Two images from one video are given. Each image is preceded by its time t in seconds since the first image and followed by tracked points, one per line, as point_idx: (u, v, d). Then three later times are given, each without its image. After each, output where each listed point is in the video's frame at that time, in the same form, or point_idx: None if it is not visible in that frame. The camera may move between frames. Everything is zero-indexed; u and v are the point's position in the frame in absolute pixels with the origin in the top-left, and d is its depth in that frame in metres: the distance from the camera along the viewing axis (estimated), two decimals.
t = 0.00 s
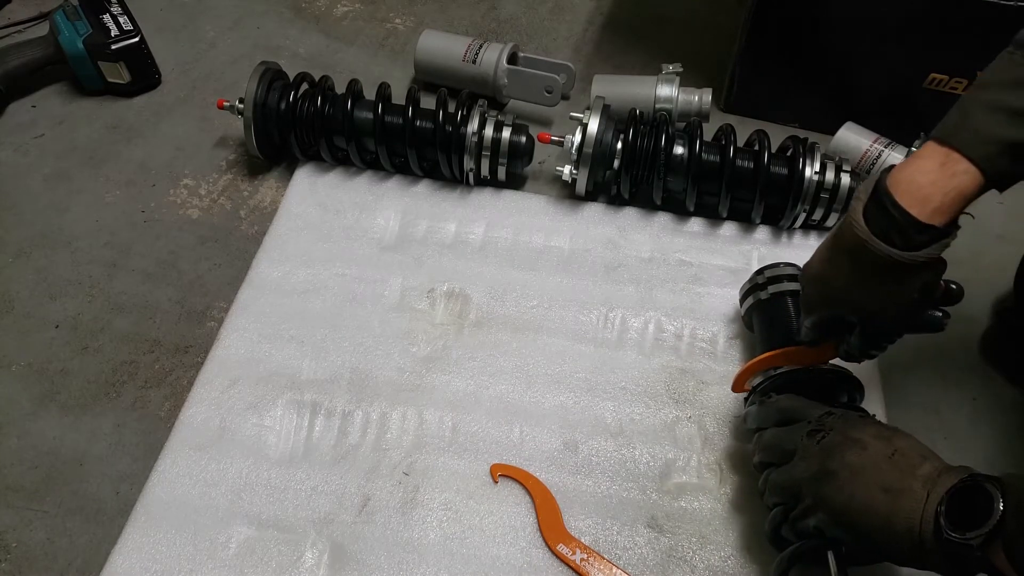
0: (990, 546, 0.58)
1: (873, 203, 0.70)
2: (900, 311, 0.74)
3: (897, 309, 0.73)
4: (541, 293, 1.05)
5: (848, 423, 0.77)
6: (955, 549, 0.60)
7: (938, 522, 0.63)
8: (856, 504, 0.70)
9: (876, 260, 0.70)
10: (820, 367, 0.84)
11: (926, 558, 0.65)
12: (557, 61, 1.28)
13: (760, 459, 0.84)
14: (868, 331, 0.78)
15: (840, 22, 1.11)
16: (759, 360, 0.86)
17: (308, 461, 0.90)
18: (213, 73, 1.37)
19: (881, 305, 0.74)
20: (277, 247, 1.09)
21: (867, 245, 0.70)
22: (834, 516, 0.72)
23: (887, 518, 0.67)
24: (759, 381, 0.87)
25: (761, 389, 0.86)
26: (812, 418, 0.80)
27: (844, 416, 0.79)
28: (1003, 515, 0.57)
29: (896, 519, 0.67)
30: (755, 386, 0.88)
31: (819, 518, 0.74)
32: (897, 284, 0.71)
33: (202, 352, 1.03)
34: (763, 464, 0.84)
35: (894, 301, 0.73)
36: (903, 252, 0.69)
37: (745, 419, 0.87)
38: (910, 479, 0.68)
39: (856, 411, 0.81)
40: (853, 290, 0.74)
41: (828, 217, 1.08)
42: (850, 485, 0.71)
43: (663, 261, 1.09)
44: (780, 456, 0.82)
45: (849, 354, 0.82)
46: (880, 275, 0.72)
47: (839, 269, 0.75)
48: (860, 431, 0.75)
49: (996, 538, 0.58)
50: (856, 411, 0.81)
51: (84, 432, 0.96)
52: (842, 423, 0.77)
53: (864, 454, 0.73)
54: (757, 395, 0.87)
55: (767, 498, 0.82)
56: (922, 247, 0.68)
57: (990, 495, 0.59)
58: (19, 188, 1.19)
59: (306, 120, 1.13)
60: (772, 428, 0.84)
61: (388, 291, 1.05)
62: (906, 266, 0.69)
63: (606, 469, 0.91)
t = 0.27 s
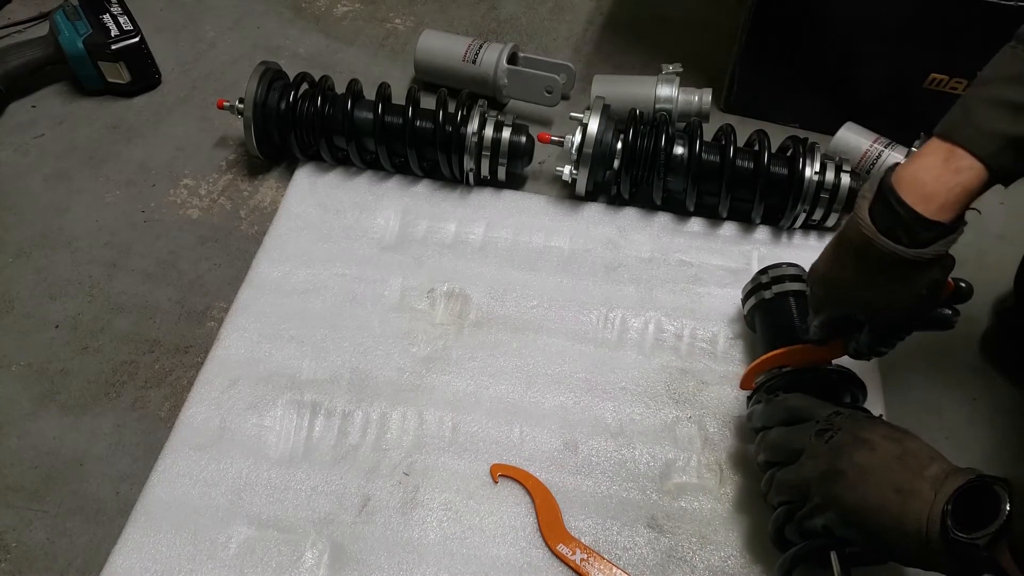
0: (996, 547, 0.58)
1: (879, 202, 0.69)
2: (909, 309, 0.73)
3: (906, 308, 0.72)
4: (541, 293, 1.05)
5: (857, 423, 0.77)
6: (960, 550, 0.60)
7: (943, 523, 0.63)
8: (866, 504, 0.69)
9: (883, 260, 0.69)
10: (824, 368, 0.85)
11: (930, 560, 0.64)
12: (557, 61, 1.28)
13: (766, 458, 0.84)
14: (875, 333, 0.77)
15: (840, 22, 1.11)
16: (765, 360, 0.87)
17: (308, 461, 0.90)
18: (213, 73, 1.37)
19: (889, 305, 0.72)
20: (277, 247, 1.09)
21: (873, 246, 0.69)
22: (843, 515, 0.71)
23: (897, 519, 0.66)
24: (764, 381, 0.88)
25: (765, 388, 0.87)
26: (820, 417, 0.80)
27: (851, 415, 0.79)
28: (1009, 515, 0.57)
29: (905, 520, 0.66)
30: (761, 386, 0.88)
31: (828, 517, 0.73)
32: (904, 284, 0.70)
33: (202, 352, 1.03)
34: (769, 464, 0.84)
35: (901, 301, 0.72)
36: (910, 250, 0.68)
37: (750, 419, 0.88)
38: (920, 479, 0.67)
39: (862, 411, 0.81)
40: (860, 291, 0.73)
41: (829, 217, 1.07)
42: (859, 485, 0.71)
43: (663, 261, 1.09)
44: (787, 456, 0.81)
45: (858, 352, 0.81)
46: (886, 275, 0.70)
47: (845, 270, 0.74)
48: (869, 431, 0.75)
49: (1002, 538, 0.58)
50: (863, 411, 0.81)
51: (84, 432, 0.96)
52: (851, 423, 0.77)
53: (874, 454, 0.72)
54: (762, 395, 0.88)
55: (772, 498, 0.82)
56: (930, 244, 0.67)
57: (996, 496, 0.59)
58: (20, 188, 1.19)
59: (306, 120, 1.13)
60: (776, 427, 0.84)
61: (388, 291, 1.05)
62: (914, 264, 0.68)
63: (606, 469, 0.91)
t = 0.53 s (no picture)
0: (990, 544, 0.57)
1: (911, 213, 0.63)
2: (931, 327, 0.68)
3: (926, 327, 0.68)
4: (541, 293, 1.05)
5: (854, 422, 0.77)
6: (954, 547, 0.59)
7: (937, 520, 0.62)
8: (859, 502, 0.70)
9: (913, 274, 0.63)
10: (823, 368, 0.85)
11: (925, 558, 0.64)
12: (557, 62, 1.28)
13: (765, 458, 0.84)
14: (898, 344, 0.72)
15: (839, 22, 1.11)
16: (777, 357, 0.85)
17: (308, 461, 0.90)
18: (213, 73, 1.37)
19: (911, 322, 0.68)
20: (277, 247, 1.09)
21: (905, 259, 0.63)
22: (838, 514, 0.72)
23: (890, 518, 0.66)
24: (765, 380, 0.88)
25: (767, 387, 0.88)
26: (817, 417, 0.80)
27: (849, 414, 0.78)
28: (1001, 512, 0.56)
29: (898, 518, 0.66)
30: (762, 387, 0.89)
31: (823, 517, 0.74)
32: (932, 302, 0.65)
33: (202, 352, 1.03)
34: (768, 463, 0.84)
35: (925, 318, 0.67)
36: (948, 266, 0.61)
37: (750, 419, 0.88)
38: (913, 478, 0.67)
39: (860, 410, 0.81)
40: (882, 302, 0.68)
41: (829, 217, 1.07)
42: (853, 484, 0.71)
43: (663, 261, 1.09)
44: (786, 455, 0.82)
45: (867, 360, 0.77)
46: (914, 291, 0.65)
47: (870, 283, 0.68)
48: (864, 429, 0.75)
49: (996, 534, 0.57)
50: (861, 410, 0.81)
51: (84, 432, 0.96)
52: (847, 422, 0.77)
53: (869, 452, 0.72)
54: (762, 394, 0.88)
55: (771, 498, 0.82)
56: (969, 261, 0.61)
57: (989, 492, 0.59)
58: (19, 189, 1.19)
59: (306, 120, 1.13)
60: (776, 427, 0.85)
61: (388, 291, 1.05)
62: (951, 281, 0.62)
63: (606, 469, 0.91)
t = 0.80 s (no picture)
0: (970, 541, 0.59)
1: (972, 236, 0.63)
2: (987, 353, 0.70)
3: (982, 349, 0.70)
4: (541, 293, 1.05)
5: (833, 421, 0.77)
6: (934, 544, 0.61)
7: (919, 518, 0.64)
8: (838, 502, 0.71)
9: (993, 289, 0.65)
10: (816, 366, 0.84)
11: (907, 555, 0.66)
12: (557, 61, 1.28)
13: (750, 459, 0.84)
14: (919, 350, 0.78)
15: (839, 22, 1.11)
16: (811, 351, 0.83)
17: (308, 461, 0.90)
18: (213, 73, 1.37)
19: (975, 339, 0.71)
20: (277, 247, 1.09)
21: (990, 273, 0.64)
22: (816, 515, 0.72)
23: (869, 516, 0.68)
24: (755, 381, 0.88)
25: (754, 389, 0.87)
26: (797, 418, 0.80)
27: (831, 415, 0.78)
28: (981, 509, 0.58)
29: (877, 517, 0.68)
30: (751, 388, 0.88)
31: (803, 518, 0.74)
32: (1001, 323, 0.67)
33: (202, 352, 1.03)
34: (755, 465, 0.84)
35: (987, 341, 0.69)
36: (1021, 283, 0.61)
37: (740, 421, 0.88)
38: (890, 476, 0.69)
39: (844, 410, 0.80)
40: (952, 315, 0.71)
41: (829, 217, 1.07)
42: (829, 484, 0.72)
43: (663, 261, 1.09)
44: (771, 457, 0.81)
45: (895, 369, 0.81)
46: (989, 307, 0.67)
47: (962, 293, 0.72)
48: (843, 430, 0.75)
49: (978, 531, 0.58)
50: (845, 411, 0.80)
51: (84, 432, 0.96)
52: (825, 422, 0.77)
53: (846, 452, 0.73)
54: (750, 396, 0.88)
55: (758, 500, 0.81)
56: None
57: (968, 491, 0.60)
58: (19, 189, 1.19)
59: (306, 120, 1.13)
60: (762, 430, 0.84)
61: (388, 291, 1.05)
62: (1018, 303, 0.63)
63: (606, 469, 0.91)
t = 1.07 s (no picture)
0: (962, 542, 0.58)
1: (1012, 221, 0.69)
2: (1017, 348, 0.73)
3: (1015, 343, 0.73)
4: (541, 293, 1.05)
5: (823, 423, 0.77)
6: (927, 545, 0.61)
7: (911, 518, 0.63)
8: (829, 503, 0.71)
9: None
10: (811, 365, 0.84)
11: (899, 556, 0.66)
12: (557, 61, 1.28)
13: (744, 461, 0.84)
14: (943, 357, 0.82)
15: (840, 22, 1.11)
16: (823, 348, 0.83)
17: (308, 461, 0.90)
18: (213, 73, 1.37)
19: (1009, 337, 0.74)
20: (277, 247, 1.09)
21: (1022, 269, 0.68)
22: (808, 516, 0.72)
23: (860, 518, 0.68)
24: (749, 381, 0.88)
25: (747, 390, 0.88)
26: (789, 419, 0.80)
27: (821, 417, 0.78)
28: (972, 509, 0.57)
29: (868, 518, 0.68)
30: (745, 390, 0.88)
31: (796, 519, 0.73)
32: None
33: (203, 351, 1.03)
34: (749, 467, 0.84)
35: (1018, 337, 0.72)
36: None
37: (735, 422, 0.88)
38: (881, 477, 0.69)
39: (834, 411, 0.81)
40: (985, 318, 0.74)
41: (829, 217, 1.07)
42: (820, 485, 0.72)
43: (663, 261, 1.09)
44: (764, 458, 0.81)
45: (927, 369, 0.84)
46: None
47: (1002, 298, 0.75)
48: (833, 431, 0.75)
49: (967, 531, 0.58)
50: (836, 412, 0.81)
51: (84, 432, 0.96)
52: (814, 425, 0.77)
53: (835, 454, 0.73)
54: (743, 397, 0.88)
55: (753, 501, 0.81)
56: None
57: (959, 491, 0.60)
58: (19, 189, 1.19)
59: (306, 120, 1.13)
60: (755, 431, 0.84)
61: (388, 291, 1.05)
62: None
63: (606, 469, 0.91)
